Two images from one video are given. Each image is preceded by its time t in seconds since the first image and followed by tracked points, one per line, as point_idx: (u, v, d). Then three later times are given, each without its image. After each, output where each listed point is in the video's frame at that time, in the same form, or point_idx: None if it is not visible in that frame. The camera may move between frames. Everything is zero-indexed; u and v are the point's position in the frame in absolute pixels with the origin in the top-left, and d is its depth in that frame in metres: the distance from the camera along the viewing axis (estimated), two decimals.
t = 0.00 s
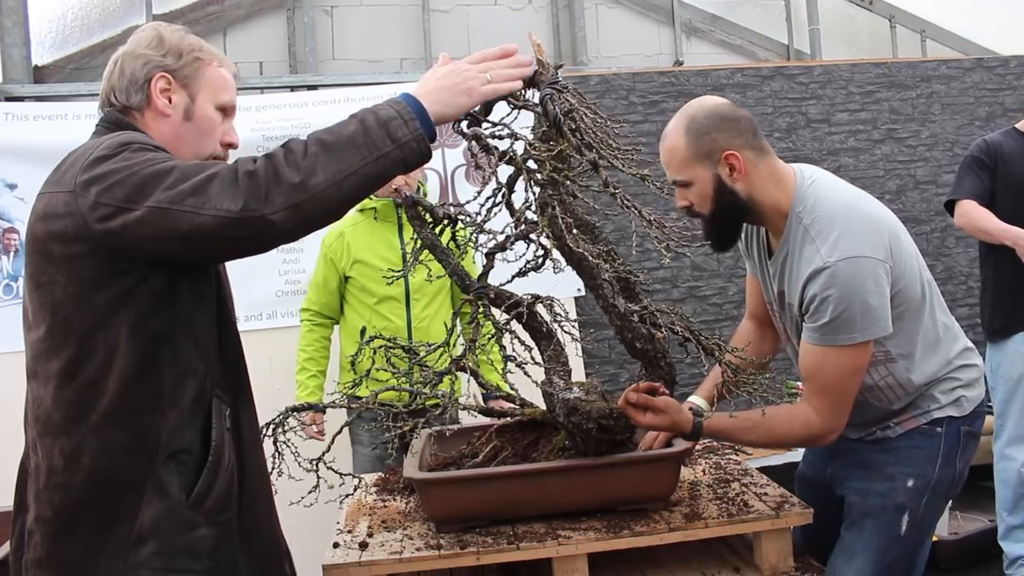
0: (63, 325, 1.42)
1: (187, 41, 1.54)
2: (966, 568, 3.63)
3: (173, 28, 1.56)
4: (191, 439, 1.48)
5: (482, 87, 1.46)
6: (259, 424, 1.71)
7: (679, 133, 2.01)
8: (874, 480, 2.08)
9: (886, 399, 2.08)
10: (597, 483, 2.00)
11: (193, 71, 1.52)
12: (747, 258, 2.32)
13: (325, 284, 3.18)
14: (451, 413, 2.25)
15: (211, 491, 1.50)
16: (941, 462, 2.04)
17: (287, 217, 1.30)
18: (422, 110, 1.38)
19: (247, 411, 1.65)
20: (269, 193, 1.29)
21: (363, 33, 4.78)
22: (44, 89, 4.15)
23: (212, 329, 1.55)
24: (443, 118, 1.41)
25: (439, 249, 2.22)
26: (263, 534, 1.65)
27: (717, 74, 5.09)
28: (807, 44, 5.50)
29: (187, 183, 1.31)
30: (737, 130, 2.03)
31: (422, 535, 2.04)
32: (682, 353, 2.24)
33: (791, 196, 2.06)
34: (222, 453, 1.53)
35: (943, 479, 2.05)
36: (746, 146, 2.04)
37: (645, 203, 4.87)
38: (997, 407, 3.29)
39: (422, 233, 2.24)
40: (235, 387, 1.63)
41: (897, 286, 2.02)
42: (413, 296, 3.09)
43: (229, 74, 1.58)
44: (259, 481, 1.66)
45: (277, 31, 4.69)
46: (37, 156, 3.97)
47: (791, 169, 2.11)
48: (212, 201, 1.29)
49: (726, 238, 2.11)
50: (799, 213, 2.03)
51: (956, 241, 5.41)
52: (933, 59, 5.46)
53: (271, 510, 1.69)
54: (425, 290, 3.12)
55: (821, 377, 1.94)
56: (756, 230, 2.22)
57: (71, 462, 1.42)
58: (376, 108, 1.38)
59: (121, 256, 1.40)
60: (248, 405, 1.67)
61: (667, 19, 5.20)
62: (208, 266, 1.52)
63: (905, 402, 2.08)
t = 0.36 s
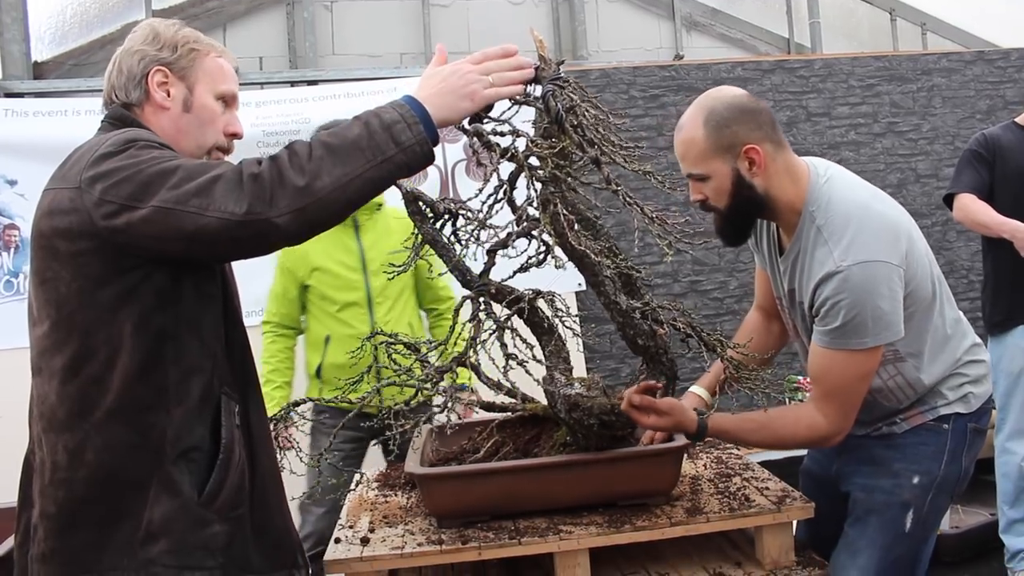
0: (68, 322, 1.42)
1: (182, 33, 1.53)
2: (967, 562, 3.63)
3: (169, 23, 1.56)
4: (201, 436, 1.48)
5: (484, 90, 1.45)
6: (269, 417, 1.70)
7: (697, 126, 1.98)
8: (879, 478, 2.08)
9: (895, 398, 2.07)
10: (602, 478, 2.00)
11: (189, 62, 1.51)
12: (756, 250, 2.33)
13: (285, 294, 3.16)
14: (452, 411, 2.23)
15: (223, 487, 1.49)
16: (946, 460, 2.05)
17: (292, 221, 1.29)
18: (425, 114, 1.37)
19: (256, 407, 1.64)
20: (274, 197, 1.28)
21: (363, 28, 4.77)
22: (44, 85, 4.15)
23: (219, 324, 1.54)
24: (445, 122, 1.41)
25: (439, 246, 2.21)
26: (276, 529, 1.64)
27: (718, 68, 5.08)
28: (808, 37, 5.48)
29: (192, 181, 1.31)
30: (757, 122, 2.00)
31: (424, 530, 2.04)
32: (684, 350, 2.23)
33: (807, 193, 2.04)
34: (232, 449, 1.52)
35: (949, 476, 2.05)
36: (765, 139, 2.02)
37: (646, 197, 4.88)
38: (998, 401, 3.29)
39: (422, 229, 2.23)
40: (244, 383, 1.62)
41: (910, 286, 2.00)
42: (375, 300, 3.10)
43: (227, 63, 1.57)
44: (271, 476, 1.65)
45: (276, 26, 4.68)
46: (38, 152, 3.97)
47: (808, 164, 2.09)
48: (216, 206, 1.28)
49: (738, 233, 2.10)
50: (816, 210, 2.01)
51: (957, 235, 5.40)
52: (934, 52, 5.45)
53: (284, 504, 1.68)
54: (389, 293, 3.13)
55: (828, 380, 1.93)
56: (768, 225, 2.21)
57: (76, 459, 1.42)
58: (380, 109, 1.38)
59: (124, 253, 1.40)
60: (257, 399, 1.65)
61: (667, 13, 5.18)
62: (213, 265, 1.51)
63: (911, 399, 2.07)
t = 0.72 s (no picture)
0: (75, 319, 1.42)
1: (211, 39, 1.53)
2: (967, 561, 3.64)
3: (201, 26, 1.56)
4: (206, 433, 1.48)
5: (497, 83, 1.45)
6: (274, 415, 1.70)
7: (711, 103, 1.89)
8: (899, 472, 2.03)
9: (916, 380, 2.04)
10: (604, 477, 2.01)
11: (216, 71, 1.52)
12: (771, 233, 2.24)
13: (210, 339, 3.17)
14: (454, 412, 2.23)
15: (227, 484, 1.49)
16: (968, 452, 2.02)
17: (298, 220, 1.29)
18: (435, 109, 1.36)
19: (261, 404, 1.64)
20: (281, 195, 1.28)
21: (365, 26, 4.77)
22: (47, 83, 4.15)
23: (225, 321, 1.54)
24: (456, 117, 1.40)
25: (440, 245, 2.21)
26: (279, 527, 1.65)
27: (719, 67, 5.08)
28: (809, 37, 5.47)
29: (202, 177, 1.31)
30: (774, 98, 1.92)
31: (425, 529, 2.04)
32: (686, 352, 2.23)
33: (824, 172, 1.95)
34: (236, 447, 1.52)
35: (969, 468, 2.02)
36: (782, 116, 1.94)
37: (647, 196, 4.90)
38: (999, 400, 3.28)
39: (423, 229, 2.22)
40: (250, 381, 1.62)
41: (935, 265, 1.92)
42: (282, 326, 2.92)
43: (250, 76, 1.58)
44: (275, 473, 1.65)
45: (279, 24, 4.68)
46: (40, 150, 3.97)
47: (824, 143, 2.01)
48: (223, 207, 1.28)
49: (756, 212, 1.99)
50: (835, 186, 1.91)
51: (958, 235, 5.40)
52: (935, 51, 5.44)
53: (288, 502, 1.69)
54: (304, 310, 2.99)
55: (865, 373, 1.84)
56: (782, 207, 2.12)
57: (82, 455, 1.42)
58: (388, 104, 1.37)
59: (131, 250, 1.40)
60: (264, 397, 1.66)
61: (668, 12, 5.18)
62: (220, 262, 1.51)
63: (932, 383, 2.03)
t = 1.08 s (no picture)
0: (71, 318, 1.42)
1: (213, 38, 1.53)
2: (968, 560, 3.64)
3: (202, 25, 1.55)
4: (202, 434, 1.47)
5: (492, 79, 1.45)
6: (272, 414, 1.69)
7: (759, 37, 1.68)
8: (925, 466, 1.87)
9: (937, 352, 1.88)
10: (604, 475, 2.00)
11: (216, 70, 1.51)
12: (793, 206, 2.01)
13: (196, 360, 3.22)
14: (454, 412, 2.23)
15: (224, 484, 1.49)
16: (990, 436, 1.87)
17: (292, 222, 1.28)
18: (430, 107, 1.35)
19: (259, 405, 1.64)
20: (275, 196, 1.27)
21: (365, 25, 4.76)
22: (48, 83, 4.16)
23: (221, 321, 1.54)
24: (451, 113, 1.39)
25: (438, 245, 2.20)
26: (277, 528, 1.64)
27: (720, 65, 5.07)
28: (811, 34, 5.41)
29: (197, 176, 1.30)
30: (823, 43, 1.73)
31: (425, 527, 2.04)
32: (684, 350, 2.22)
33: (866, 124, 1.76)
34: (233, 448, 1.51)
35: (992, 451, 1.88)
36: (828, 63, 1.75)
37: (647, 194, 4.92)
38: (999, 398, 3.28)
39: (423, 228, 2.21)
40: (247, 382, 1.61)
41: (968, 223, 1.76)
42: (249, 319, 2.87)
43: (250, 75, 1.57)
44: (273, 474, 1.65)
45: (279, 22, 4.67)
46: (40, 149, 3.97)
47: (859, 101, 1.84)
48: (219, 207, 1.28)
49: (790, 165, 1.77)
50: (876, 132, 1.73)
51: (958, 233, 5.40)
52: (936, 49, 5.44)
53: (286, 502, 1.68)
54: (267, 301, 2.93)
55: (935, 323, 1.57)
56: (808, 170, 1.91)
57: (77, 455, 1.42)
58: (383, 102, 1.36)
59: (127, 250, 1.40)
60: (261, 397, 1.65)
61: (668, 10, 5.16)
62: (217, 261, 1.51)
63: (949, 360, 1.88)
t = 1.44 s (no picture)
0: (56, 323, 1.41)
1: (206, 37, 1.52)
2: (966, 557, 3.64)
3: (196, 24, 1.55)
4: (184, 442, 1.47)
5: (479, 79, 1.41)
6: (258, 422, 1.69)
7: None
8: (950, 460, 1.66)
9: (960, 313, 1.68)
10: (599, 475, 2.00)
11: (208, 69, 1.50)
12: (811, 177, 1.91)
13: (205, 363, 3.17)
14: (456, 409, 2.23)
15: (204, 494, 1.48)
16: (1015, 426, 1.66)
17: (266, 234, 1.26)
18: (413, 113, 1.31)
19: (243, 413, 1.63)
20: (249, 207, 1.25)
21: (361, 25, 4.75)
22: (44, 85, 4.15)
23: (205, 328, 1.53)
24: (435, 118, 1.35)
25: (433, 249, 2.18)
26: (261, 537, 1.64)
27: (717, 63, 5.07)
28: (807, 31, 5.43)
29: (177, 183, 1.29)
30: None
31: (423, 527, 2.03)
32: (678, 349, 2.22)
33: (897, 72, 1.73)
34: (216, 456, 1.51)
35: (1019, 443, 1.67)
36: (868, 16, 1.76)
37: (644, 193, 4.93)
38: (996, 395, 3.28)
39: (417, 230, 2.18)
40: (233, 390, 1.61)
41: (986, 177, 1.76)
42: (247, 315, 2.82)
43: (244, 73, 1.57)
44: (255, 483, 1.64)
45: (275, 23, 4.67)
46: (35, 151, 3.96)
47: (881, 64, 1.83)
48: (194, 216, 1.26)
49: (827, 99, 1.69)
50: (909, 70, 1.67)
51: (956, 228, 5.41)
52: (933, 45, 5.45)
53: (270, 511, 1.67)
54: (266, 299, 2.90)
55: None
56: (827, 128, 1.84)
57: (60, 460, 1.41)
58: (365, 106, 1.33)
59: (109, 256, 1.39)
60: (247, 405, 1.64)
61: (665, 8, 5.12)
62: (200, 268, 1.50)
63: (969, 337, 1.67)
